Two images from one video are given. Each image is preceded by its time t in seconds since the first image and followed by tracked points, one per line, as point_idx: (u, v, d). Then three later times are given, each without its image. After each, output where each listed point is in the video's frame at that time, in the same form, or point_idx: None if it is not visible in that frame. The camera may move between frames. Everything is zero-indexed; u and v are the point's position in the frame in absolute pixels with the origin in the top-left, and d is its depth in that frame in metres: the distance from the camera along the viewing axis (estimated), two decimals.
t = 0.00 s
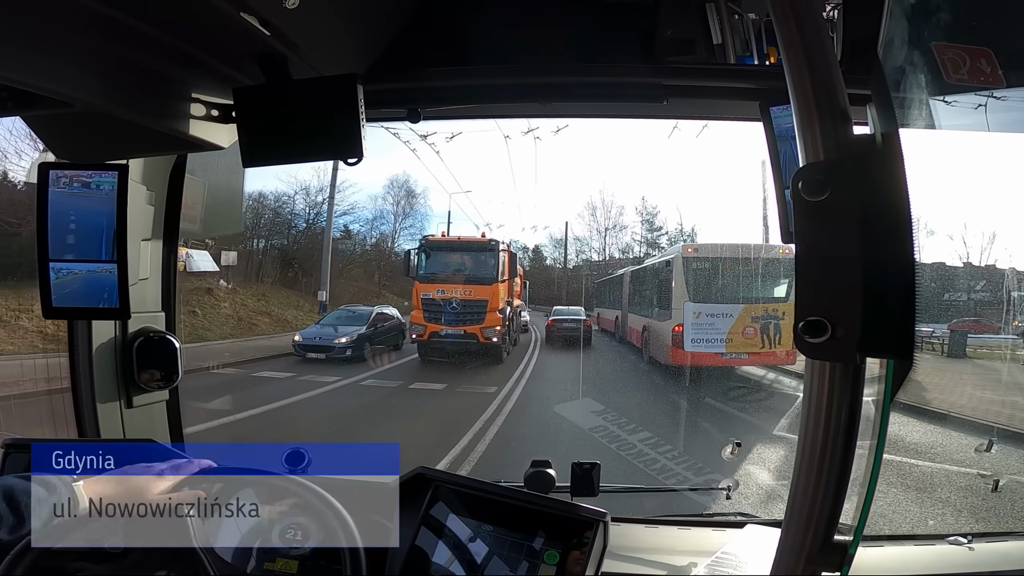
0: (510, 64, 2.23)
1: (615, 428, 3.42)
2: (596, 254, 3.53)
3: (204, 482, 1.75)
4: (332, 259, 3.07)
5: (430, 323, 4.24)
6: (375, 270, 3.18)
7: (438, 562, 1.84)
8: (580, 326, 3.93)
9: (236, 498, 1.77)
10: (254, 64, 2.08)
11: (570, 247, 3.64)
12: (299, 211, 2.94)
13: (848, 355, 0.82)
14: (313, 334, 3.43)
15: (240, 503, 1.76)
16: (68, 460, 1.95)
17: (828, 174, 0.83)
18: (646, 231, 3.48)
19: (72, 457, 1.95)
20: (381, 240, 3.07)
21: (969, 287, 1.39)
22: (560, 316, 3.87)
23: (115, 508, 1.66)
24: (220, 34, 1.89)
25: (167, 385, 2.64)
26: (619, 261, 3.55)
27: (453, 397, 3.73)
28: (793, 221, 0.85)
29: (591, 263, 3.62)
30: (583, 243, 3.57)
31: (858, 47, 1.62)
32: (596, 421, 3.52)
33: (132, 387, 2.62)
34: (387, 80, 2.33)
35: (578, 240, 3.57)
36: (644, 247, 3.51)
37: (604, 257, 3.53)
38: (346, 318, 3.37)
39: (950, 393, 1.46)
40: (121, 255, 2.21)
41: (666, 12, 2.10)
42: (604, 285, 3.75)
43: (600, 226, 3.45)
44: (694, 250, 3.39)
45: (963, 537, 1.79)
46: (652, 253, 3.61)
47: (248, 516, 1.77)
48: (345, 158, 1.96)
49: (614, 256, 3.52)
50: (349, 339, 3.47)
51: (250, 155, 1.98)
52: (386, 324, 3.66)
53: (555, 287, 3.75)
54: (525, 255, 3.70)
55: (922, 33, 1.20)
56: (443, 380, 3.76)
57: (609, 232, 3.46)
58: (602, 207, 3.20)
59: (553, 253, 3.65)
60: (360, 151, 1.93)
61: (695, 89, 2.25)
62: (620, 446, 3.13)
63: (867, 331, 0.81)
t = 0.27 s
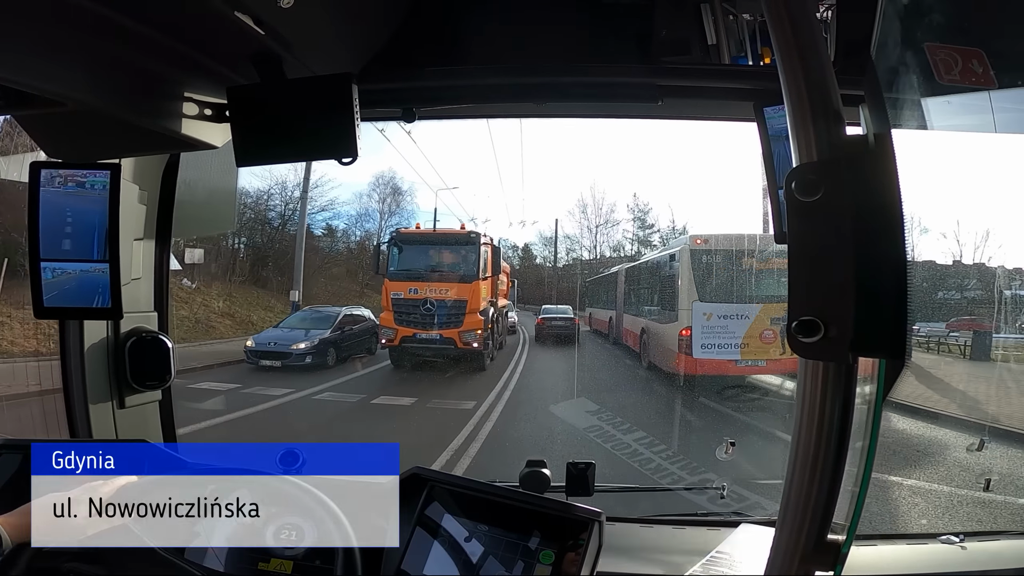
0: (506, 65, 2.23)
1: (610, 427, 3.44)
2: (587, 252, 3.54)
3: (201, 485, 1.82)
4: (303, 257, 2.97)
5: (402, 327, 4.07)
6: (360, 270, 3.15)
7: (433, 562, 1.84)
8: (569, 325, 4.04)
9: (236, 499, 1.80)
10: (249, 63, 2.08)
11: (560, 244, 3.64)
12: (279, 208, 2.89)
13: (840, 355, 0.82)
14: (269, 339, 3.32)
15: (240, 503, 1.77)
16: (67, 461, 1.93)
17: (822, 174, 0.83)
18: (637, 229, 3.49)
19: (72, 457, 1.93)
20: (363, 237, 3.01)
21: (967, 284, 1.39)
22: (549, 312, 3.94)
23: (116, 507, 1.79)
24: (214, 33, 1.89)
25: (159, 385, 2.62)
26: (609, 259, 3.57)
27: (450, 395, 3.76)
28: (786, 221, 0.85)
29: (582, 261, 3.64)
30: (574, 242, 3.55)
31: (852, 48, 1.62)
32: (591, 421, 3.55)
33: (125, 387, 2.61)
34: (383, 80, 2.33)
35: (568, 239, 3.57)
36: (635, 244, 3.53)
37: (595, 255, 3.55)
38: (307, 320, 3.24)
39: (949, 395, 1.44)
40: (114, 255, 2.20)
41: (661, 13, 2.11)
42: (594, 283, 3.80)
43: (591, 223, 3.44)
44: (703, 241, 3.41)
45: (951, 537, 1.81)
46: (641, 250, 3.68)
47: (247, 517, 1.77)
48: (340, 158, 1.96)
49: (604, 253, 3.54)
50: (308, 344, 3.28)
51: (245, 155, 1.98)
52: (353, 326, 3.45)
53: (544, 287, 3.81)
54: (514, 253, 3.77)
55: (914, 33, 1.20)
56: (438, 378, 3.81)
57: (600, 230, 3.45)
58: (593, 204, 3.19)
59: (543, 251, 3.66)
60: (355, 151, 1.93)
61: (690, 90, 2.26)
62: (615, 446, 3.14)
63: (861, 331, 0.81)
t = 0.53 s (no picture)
0: (502, 65, 2.23)
1: (606, 428, 3.50)
2: (584, 250, 3.32)
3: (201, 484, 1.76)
4: (281, 252, 2.82)
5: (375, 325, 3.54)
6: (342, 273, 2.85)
7: (430, 562, 1.85)
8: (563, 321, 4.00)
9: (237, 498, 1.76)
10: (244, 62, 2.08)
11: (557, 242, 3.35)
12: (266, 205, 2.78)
13: (836, 355, 0.82)
14: (221, 346, 3.02)
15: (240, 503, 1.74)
16: (68, 460, 1.86)
17: (818, 174, 0.83)
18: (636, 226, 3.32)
19: (72, 456, 1.87)
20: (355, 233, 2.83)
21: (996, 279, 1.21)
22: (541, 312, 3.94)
23: (115, 507, 1.77)
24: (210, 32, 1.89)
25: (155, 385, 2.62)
26: (607, 258, 3.37)
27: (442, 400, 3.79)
28: (782, 222, 0.85)
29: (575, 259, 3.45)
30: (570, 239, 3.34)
31: (850, 47, 1.62)
32: (588, 422, 3.59)
33: (120, 387, 2.60)
34: (380, 80, 2.33)
35: (564, 236, 3.35)
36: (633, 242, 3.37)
37: (592, 254, 3.33)
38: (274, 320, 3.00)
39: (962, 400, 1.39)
40: (109, 255, 2.20)
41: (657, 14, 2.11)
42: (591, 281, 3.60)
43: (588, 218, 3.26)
44: (726, 230, 3.07)
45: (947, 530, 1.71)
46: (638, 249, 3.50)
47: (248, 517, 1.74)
48: (336, 158, 1.96)
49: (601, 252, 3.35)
50: (265, 351, 3.02)
51: (241, 154, 1.98)
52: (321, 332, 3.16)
53: (540, 286, 3.52)
54: (507, 251, 3.36)
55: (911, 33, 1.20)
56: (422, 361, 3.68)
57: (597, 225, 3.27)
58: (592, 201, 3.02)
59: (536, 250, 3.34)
60: (352, 151, 1.93)
61: (686, 90, 2.26)
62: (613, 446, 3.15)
63: (856, 330, 0.82)
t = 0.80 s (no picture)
0: (501, 65, 2.23)
1: (605, 427, 3.52)
2: (582, 247, 3.24)
3: (200, 484, 1.75)
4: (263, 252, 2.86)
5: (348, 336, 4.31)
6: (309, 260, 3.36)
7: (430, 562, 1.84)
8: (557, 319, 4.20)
9: (236, 498, 1.75)
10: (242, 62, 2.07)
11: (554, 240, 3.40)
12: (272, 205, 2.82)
13: (835, 355, 0.82)
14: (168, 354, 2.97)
15: (239, 504, 1.73)
16: (67, 460, 1.82)
17: (816, 174, 0.83)
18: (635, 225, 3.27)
19: (72, 456, 1.83)
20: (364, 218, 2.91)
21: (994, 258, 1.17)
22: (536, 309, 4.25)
23: (115, 507, 1.77)
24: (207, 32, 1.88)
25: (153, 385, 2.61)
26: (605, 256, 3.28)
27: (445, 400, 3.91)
28: (781, 222, 0.85)
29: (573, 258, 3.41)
30: (567, 237, 3.29)
31: (846, 47, 1.62)
32: (587, 421, 3.61)
33: (118, 388, 2.59)
34: (378, 80, 2.33)
35: (562, 234, 3.32)
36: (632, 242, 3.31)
37: (589, 251, 3.24)
38: (230, 321, 3.32)
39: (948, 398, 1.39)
40: (107, 255, 2.20)
41: (656, 14, 2.11)
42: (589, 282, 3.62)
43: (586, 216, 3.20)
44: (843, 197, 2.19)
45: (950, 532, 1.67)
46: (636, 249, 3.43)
47: (247, 517, 1.73)
48: (334, 158, 1.96)
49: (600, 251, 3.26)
50: (210, 360, 3.21)
51: (239, 155, 1.98)
52: (282, 338, 3.49)
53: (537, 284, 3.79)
54: (507, 251, 3.69)
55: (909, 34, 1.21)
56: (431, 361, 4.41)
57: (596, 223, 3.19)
58: (591, 200, 3.03)
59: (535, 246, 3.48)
60: (350, 150, 1.93)
61: (684, 90, 2.27)
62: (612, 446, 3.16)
63: (854, 330, 0.82)
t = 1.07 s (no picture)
0: (500, 65, 2.23)
1: (604, 427, 3.54)
2: (581, 246, 3.24)
3: (200, 484, 1.75)
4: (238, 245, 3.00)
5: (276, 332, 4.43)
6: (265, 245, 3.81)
7: (430, 563, 1.84)
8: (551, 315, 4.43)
9: (236, 498, 1.75)
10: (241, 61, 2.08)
11: (552, 238, 3.37)
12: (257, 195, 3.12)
13: (833, 355, 0.82)
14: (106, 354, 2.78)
15: (239, 504, 1.73)
16: (67, 460, 1.81)
17: (815, 174, 0.83)
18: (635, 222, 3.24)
19: (72, 456, 1.82)
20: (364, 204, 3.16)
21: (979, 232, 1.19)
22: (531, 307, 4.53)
23: (115, 507, 1.77)
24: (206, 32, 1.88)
25: (153, 386, 2.61)
26: (604, 254, 3.30)
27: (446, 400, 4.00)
28: (780, 223, 0.85)
29: (572, 257, 3.41)
30: (565, 236, 3.28)
31: (844, 47, 1.63)
32: (587, 421, 3.65)
33: (117, 387, 2.58)
34: (378, 80, 2.33)
35: (559, 232, 3.30)
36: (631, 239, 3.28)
37: (588, 249, 3.24)
38: (180, 325, 3.05)
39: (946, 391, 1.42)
40: (106, 256, 2.20)
41: (655, 14, 2.11)
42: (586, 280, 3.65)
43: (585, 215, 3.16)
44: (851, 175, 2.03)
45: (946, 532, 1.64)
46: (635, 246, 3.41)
47: (247, 517, 1.73)
48: (334, 158, 1.95)
49: (598, 248, 3.26)
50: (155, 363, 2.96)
51: (238, 156, 1.98)
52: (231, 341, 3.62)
53: (535, 283, 3.94)
54: (504, 250, 3.74)
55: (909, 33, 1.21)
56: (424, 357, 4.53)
57: (594, 221, 3.18)
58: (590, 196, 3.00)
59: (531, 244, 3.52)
60: (350, 151, 1.93)
61: (684, 90, 2.28)
62: (612, 445, 3.17)
63: (853, 330, 0.82)
